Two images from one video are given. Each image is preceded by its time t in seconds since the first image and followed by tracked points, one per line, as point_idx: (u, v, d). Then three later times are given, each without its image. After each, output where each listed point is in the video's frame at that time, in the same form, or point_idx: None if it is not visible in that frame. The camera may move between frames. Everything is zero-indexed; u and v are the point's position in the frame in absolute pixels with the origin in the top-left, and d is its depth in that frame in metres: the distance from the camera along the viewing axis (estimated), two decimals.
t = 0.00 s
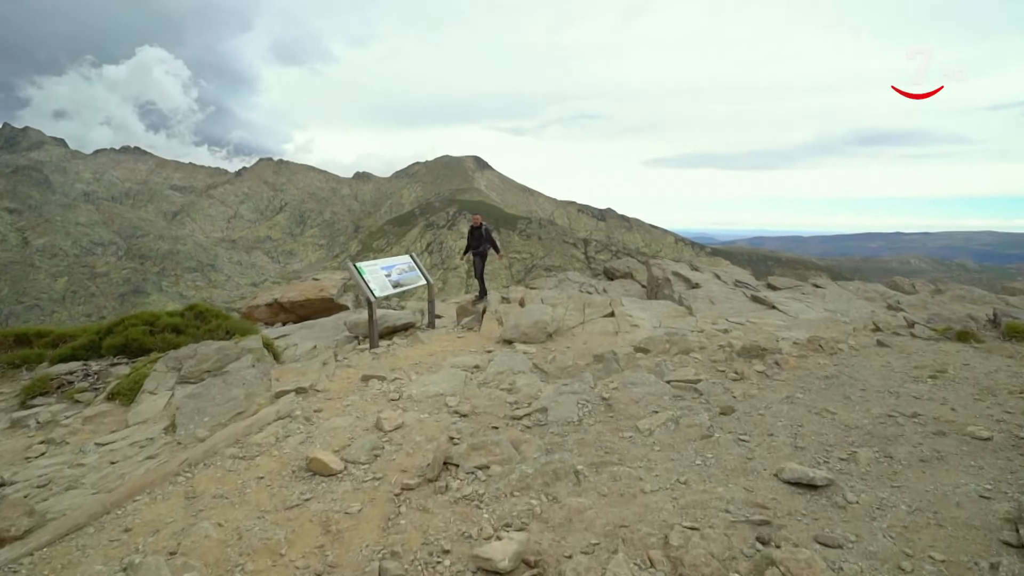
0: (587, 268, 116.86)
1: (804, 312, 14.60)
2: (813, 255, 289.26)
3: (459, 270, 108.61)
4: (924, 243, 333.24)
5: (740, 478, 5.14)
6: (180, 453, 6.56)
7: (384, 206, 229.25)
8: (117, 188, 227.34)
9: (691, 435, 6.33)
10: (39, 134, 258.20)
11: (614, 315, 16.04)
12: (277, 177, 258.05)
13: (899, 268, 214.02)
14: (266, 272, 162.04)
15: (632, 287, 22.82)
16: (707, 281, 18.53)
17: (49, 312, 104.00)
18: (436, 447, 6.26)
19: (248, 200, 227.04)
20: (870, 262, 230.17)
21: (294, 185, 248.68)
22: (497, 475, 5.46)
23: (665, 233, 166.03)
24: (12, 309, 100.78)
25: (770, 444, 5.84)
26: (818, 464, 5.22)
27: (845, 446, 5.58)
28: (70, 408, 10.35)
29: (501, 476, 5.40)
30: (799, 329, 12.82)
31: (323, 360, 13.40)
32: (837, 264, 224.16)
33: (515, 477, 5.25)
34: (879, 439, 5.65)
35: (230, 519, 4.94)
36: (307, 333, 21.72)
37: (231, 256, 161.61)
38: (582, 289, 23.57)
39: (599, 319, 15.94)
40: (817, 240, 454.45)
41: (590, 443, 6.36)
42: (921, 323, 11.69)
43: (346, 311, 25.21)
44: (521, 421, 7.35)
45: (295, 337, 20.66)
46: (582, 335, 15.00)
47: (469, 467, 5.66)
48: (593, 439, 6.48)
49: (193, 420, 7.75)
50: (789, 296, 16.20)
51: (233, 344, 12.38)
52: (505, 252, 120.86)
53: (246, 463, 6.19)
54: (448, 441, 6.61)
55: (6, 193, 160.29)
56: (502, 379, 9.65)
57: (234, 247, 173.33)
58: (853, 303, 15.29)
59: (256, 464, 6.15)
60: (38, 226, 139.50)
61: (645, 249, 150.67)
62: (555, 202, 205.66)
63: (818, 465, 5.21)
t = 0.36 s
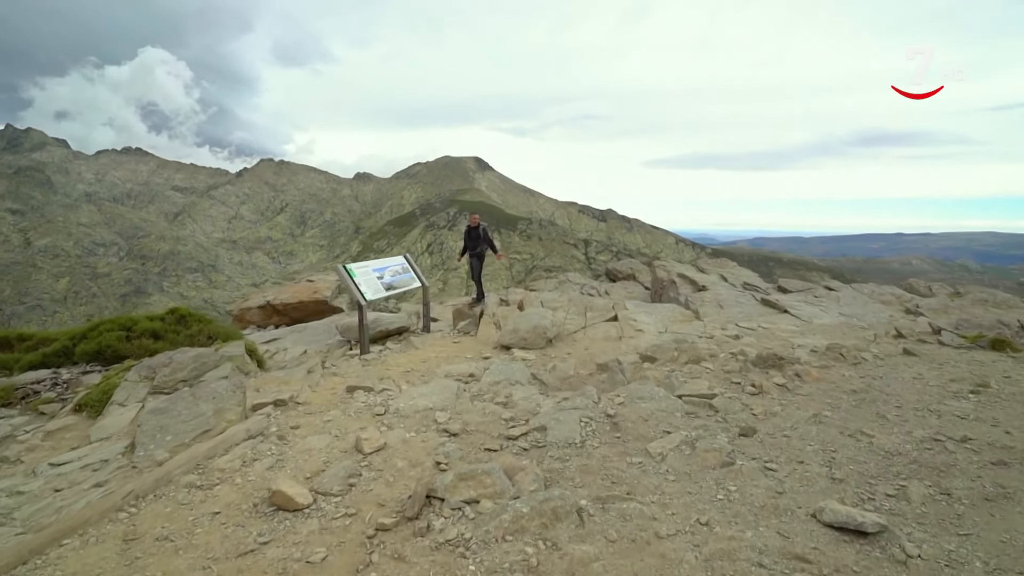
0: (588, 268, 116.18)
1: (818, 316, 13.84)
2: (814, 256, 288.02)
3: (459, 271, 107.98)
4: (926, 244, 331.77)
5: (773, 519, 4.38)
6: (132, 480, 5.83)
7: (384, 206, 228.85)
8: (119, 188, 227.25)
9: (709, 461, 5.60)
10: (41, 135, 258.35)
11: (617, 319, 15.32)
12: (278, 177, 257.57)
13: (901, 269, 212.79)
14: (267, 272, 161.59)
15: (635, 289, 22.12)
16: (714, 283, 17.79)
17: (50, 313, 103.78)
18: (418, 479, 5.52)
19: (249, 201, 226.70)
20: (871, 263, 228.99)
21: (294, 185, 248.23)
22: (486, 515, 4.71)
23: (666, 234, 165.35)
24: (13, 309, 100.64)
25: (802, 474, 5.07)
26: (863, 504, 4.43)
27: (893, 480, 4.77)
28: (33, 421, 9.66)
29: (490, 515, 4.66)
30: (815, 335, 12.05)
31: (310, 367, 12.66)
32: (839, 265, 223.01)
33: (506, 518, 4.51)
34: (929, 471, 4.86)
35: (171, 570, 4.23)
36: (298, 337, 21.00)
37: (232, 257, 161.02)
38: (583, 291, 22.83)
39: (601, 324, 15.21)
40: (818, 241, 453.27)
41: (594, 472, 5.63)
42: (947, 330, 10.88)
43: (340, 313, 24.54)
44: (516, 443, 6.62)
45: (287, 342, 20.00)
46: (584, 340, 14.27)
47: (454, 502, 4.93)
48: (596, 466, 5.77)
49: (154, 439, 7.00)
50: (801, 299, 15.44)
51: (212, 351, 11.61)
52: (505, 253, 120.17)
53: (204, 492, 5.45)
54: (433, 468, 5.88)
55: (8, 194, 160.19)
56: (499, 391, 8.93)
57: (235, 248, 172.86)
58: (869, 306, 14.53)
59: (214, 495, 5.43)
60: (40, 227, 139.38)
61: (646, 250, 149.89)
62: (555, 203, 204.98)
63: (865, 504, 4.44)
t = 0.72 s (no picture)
0: (597, 269, 115.25)
1: (842, 321, 12.99)
2: (826, 257, 284.74)
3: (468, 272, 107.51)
4: (941, 244, 326.85)
5: None
6: (78, 511, 5.16)
7: (394, 207, 229.18)
8: (133, 190, 229.58)
9: (737, 495, 4.85)
10: (58, 138, 262.00)
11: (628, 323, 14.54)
12: (289, 178, 258.73)
13: (915, 271, 209.54)
14: (278, 273, 162.14)
15: (646, 291, 21.32)
16: (730, 285, 16.93)
17: (65, 313, 104.85)
18: (400, 516, 4.81)
19: (260, 202, 227.99)
20: (885, 264, 225.77)
21: (305, 186, 249.17)
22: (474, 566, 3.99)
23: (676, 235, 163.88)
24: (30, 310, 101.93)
25: (848, 517, 4.31)
26: (927, 564, 3.66)
27: (960, 530, 3.98)
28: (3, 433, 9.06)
29: (479, 566, 3.95)
30: (842, 344, 11.20)
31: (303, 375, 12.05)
32: (852, 266, 220.00)
33: (494, 573, 3.78)
34: (1003, 518, 4.07)
35: None
36: (298, 341, 20.38)
37: (243, 258, 161.69)
38: (592, 293, 22.04)
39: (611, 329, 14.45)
40: (830, 240, 448.06)
41: (603, 508, 4.88)
42: (989, 338, 9.99)
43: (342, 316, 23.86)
44: (515, 467, 5.91)
45: (286, 346, 19.42)
46: (593, 346, 13.54)
47: (437, 548, 4.21)
48: (605, 499, 5.03)
49: (114, 460, 6.30)
50: (823, 302, 14.55)
51: (197, 357, 10.94)
52: (514, 254, 119.43)
53: (154, 528, 4.78)
54: (417, 500, 5.16)
55: (25, 196, 162.32)
56: (498, 405, 8.20)
57: (246, 249, 173.73)
58: (897, 310, 13.63)
59: (166, 532, 4.76)
60: (56, 228, 141.00)
61: (656, 251, 148.49)
62: (565, 203, 204.06)
63: (930, 562, 3.69)
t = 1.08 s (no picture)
0: (613, 270, 114.07)
1: (879, 328, 12.00)
2: (847, 258, 279.39)
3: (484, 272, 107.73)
4: (966, 245, 318.92)
5: None
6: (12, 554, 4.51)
7: (410, 208, 230.07)
8: (155, 191, 233.63)
9: (779, 544, 4.10)
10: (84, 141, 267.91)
11: (646, 328, 13.75)
12: (306, 179, 261.09)
13: (939, 272, 204.38)
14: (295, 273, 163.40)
15: (663, 294, 20.45)
16: (753, 288, 15.98)
17: (90, 313, 106.93)
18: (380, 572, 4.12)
19: (278, 203, 230.39)
20: (907, 266, 220.70)
21: (322, 187, 251.07)
22: None
23: (693, 237, 161.88)
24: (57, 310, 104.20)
25: None
26: None
27: None
28: None
29: None
30: (880, 353, 10.28)
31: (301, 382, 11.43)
32: (874, 267, 215.46)
33: None
34: None
35: None
36: (304, 344, 19.85)
37: (262, 258, 163.16)
38: (607, 296, 21.18)
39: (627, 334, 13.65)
40: (851, 240, 439.64)
41: (618, 557, 4.16)
42: None
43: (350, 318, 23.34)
44: (518, 499, 5.19)
45: (291, 350, 18.89)
46: (608, 353, 12.77)
47: None
48: (620, 549, 4.30)
49: (75, 483, 5.66)
50: (855, 307, 13.57)
51: (188, 364, 10.34)
52: (529, 255, 118.77)
53: None
54: (402, 544, 4.47)
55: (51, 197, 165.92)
56: (503, 422, 7.45)
57: (265, 249, 175.49)
58: (937, 317, 12.65)
59: None
60: (82, 230, 143.92)
61: (672, 251, 146.83)
62: (580, 204, 202.90)
63: None
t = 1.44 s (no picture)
0: (630, 271, 112.79)
1: (922, 338, 11.01)
2: (868, 259, 273.81)
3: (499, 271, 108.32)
4: (993, 246, 310.43)
5: None
6: None
7: (426, 208, 230.45)
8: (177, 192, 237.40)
9: None
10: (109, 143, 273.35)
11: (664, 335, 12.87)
12: (324, 180, 263.24)
13: (966, 274, 198.95)
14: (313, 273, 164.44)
15: (682, 298, 19.51)
16: (781, 292, 15.00)
17: (114, 311, 108.76)
18: None
19: (297, 204, 232.64)
20: (932, 267, 215.22)
21: (340, 188, 252.82)
22: None
23: (710, 237, 159.59)
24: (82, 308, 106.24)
25: None
26: None
27: None
28: None
29: None
30: (927, 366, 9.31)
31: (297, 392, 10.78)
32: (897, 268, 210.38)
33: None
34: None
35: None
36: (310, 348, 19.26)
37: (280, 258, 163.94)
38: (623, 299, 20.30)
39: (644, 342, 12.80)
40: (874, 240, 430.63)
41: None
42: None
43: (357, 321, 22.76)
44: (520, 547, 4.45)
45: (296, 354, 18.37)
46: (624, 362, 11.95)
47: None
48: None
49: (18, 511, 4.94)
50: (893, 314, 12.56)
51: (176, 372, 9.71)
52: (545, 255, 117.92)
53: None
54: None
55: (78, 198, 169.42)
56: (506, 446, 6.68)
57: (283, 249, 176.97)
58: (985, 325, 11.60)
59: None
60: (107, 230, 146.55)
61: (689, 252, 144.91)
62: (597, 205, 201.42)
63: None
